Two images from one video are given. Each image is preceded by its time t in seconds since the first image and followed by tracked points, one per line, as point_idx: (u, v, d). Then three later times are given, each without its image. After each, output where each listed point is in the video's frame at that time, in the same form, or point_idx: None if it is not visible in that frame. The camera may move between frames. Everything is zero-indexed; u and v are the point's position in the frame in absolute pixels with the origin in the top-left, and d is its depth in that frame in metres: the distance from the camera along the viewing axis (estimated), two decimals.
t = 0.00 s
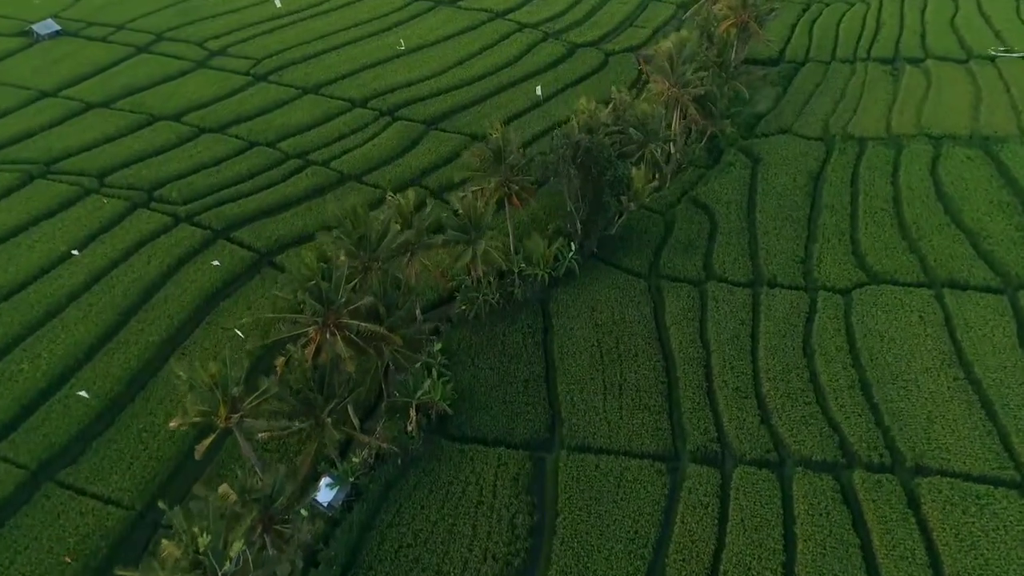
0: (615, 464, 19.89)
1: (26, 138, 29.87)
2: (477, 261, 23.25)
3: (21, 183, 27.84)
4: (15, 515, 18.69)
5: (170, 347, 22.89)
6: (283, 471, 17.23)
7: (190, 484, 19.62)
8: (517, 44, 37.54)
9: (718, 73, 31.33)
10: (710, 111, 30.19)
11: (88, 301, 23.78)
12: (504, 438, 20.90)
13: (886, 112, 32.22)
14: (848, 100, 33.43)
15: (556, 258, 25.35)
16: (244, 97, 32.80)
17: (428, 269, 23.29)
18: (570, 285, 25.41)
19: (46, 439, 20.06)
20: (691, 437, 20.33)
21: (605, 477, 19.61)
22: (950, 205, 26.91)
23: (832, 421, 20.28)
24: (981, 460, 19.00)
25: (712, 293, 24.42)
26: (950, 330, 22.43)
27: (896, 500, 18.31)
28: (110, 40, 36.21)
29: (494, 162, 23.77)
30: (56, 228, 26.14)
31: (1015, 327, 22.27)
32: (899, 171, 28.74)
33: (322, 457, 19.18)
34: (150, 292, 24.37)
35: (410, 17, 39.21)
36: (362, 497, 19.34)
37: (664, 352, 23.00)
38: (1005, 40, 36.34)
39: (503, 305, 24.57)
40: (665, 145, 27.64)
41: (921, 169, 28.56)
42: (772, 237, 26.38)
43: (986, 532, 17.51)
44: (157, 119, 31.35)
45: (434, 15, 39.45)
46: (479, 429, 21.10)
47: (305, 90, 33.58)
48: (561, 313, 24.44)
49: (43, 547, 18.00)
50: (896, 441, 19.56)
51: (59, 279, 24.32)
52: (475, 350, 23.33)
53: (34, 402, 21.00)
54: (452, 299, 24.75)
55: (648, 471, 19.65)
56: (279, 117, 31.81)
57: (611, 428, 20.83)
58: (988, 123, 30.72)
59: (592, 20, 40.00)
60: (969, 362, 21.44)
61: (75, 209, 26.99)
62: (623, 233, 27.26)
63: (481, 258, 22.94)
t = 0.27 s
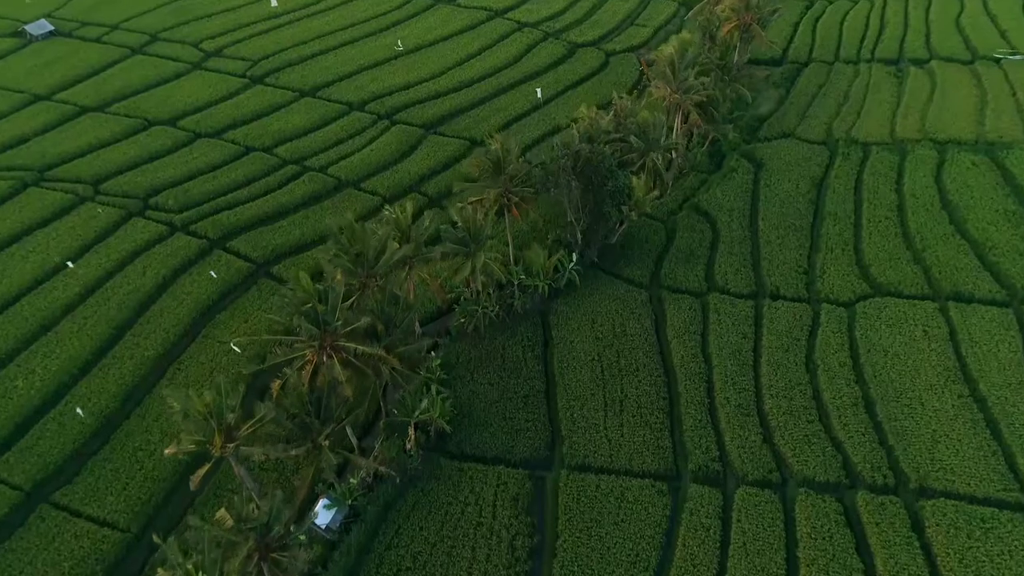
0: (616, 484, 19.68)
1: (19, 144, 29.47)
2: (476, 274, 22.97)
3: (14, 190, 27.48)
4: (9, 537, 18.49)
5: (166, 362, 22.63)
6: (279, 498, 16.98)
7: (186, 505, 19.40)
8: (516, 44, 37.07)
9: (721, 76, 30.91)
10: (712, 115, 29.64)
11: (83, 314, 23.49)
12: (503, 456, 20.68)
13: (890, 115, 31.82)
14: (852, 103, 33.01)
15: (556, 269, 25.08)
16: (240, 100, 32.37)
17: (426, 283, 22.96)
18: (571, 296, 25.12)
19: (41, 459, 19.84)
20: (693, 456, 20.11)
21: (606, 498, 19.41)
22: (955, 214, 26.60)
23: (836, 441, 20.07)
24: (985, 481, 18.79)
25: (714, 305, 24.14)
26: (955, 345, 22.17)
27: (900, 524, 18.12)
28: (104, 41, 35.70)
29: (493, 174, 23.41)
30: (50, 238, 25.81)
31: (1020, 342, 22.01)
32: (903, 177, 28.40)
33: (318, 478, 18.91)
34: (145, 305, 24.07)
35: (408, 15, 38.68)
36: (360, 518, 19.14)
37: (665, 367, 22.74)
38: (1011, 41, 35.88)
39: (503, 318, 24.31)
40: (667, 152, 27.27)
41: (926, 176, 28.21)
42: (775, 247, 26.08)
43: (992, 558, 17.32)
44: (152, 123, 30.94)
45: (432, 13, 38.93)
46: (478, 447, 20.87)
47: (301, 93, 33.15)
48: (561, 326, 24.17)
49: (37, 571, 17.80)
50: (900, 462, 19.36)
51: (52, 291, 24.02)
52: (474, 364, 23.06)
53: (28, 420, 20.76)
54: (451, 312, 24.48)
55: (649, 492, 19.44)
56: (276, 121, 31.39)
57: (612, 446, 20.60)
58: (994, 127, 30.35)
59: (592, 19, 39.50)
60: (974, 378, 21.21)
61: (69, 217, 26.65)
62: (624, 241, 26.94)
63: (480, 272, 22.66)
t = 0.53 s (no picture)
0: (616, 509, 19.49)
1: (12, 152, 29.04)
2: (475, 291, 22.66)
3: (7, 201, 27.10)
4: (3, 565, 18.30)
5: (161, 380, 22.36)
6: (275, 531, 16.81)
7: (181, 530, 19.19)
8: (516, 45, 36.54)
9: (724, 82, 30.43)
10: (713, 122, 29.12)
11: (77, 331, 23.18)
12: (503, 479, 20.47)
13: (895, 120, 31.38)
14: (856, 107, 32.56)
15: (556, 283, 24.79)
16: (236, 105, 31.88)
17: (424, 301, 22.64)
18: (571, 310, 24.82)
19: (35, 483, 19.62)
20: (694, 480, 19.90)
21: (606, 523, 19.21)
22: (961, 225, 26.23)
23: (839, 464, 19.85)
24: (990, 508, 18.59)
25: (716, 321, 23.84)
26: (960, 364, 21.90)
27: (904, 552, 17.94)
28: (97, 42, 35.15)
29: (492, 188, 23.00)
30: (44, 251, 25.46)
31: None
32: (908, 186, 28.00)
33: (315, 506, 18.76)
34: (140, 320, 23.77)
35: (406, 14, 38.09)
36: (358, 544, 18.95)
37: (666, 385, 22.48)
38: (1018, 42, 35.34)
39: (502, 334, 24.02)
40: (669, 162, 26.85)
41: (931, 185, 27.83)
42: (778, 259, 25.73)
43: None
44: (146, 129, 30.49)
45: (431, 12, 38.32)
46: (478, 470, 20.66)
47: (298, 97, 32.68)
48: (561, 342, 23.88)
49: None
50: (904, 488, 19.15)
51: (46, 307, 23.70)
52: (473, 382, 22.80)
53: (22, 443, 20.52)
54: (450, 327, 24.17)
55: (650, 517, 19.25)
56: (272, 127, 30.93)
57: (612, 469, 20.39)
58: (1000, 134, 29.91)
59: (593, 18, 38.94)
60: (979, 399, 20.95)
61: (63, 229, 26.29)
62: (625, 252, 26.60)
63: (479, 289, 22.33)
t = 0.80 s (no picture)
0: (617, 530, 19.36)
1: (5, 159, 28.71)
2: (475, 306, 22.41)
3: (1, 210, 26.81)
4: None
5: (157, 397, 22.16)
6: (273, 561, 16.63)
7: (178, 556, 18.98)
8: (516, 46, 36.12)
9: (726, 87, 30.08)
10: (713, 120, 28.59)
11: (72, 346, 22.95)
12: (503, 499, 20.31)
13: (899, 125, 31.06)
14: (859, 111, 32.22)
15: (557, 295, 24.54)
16: (232, 109, 31.51)
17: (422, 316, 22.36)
18: (571, 322, 24.59)
19: (30, 505, 19.45)
20: (695, 500, 19.76)
21: (606, 545, 19.08)
22: (965, 234, 25.98)
23: (841, 485, 19.70)
24: (994, 531, 18.46)
25: (717, 334, 23.62)
26: (964, 381, 21.72)
27: None
28: (91, 44, 34.72)
29: (491, 202, 22.66)
30: (38, 263, 25.20)
31: None
32: (912, 194, 27.74)
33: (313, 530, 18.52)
34: (136, 334, 23.54)
35: (404, 14, 37.64)
36: (357, 567, 18.81)
37: (667, 401, 22.30)
38: None
39: (502, 347, 23.80)
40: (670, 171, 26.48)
41: (935, 193, 27.56)
42: (780, 270, 25.48)
43: None
44: (142, 135, 30.15)
45: (430, 12, 37.88)
46: (477, 488, 20.51)
47: (295, 101, 32.31)
48: (562, 355, 23.66)
49: None
50: (907, 509, 19.02)
51: (41, 321, 23.47)
52: (473, 397, 22.60)
53: (17, 462, 20.33)
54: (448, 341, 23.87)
55: (650, 538, 19.12)
56: (269, 132, 30.58)
57: (613, 488, 20.24)
58: (1005, 140, 29.60)
59: (593, 18, 38.50)
60: (983, 418, 20.79)
61: (57, 239, 26.01)
62: (626, 263, 26.35)
63: (479, 304, 22.07)
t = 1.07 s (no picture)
0: (617, 551, 19.26)
1: None
2: (474, 321, 22.22)
3: None
4: None
5: (154, 413, 21.99)
6: None
7: None
8: (515, 47, 35.70)
9: (728, 92, 29.72)
10: (715, 128, 28.16)
11: (67, 361, 22.73)
12: (503, 518, 20.18)
13: (902, 130, 30.74)
14: (862, 115, 31.86)
15: (557, 307, 24.34)
16: (229, 114, 31.15)
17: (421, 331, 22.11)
18: (571, 335, 24.38)
19: (27, 527, 19.32)
20: (696, 521, 19.64)
21: (607, 567, 18.98)
22: (969, 245, 25.73)
23: (843, 505, 19.58)
24: (997, 554, 18.36)
25: (719, 348, 23.42)
26: (967, 397, 21.56)
27: None
28: (86, 45, 34.30)
29: (490, 215, 22.39)
30: (33, 274, 24.95)
31: None
32: (916, 203, 27.47)
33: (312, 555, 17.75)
34: (132, 349, 23.33)
35: (403, 14, 37.18)
36: None
37: (668, 417, 22.13)
38: None
39: (502, 361, 23.61)
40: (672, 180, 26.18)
41: (939, 202, 27.28)
42: (783, 281, 25.25)
43: None
44: (137, 141, 29.82)
45: (428, 11, 37.42)
46: (477, 508, 20.37)
47: (292, 105, 31.94)
48: (562, 370, 23.47)
49: None
50: (909, 532, 18.91)
51: (36, 335, 23.25)
52: (472, 413, 22.42)
53: (13, 482, 20.19)
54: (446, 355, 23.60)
55: (651, 560, 19.02)
56: (266, 138, 30.22)
57: (613, 508, 20.11)
58: (1010, 146, 29.29)
59: (594, 18, 38.04)
60: (986, 436, 20.65)
61: (52, 250, 25.75)
62: (627, 273, 26.11)
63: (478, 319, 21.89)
